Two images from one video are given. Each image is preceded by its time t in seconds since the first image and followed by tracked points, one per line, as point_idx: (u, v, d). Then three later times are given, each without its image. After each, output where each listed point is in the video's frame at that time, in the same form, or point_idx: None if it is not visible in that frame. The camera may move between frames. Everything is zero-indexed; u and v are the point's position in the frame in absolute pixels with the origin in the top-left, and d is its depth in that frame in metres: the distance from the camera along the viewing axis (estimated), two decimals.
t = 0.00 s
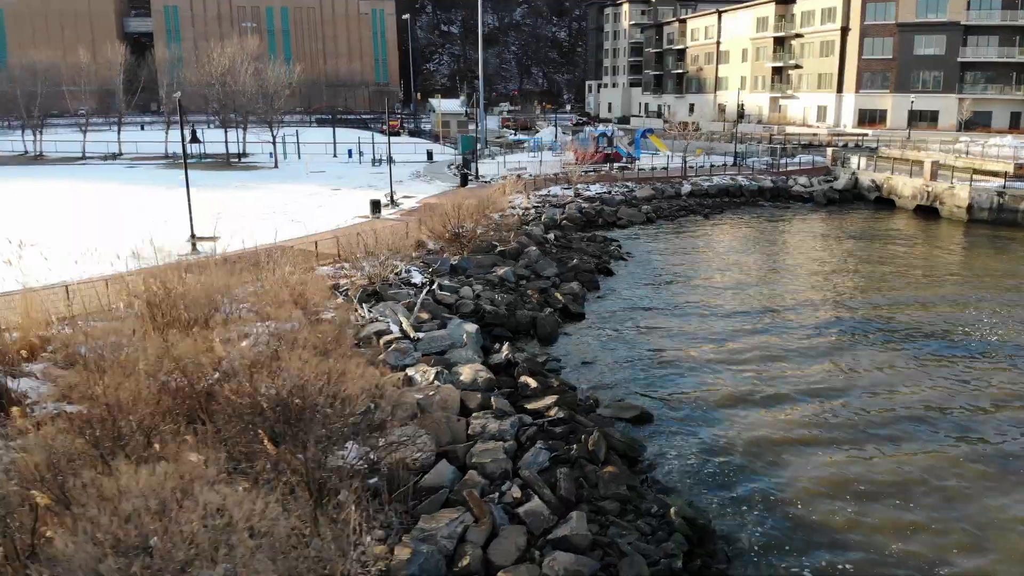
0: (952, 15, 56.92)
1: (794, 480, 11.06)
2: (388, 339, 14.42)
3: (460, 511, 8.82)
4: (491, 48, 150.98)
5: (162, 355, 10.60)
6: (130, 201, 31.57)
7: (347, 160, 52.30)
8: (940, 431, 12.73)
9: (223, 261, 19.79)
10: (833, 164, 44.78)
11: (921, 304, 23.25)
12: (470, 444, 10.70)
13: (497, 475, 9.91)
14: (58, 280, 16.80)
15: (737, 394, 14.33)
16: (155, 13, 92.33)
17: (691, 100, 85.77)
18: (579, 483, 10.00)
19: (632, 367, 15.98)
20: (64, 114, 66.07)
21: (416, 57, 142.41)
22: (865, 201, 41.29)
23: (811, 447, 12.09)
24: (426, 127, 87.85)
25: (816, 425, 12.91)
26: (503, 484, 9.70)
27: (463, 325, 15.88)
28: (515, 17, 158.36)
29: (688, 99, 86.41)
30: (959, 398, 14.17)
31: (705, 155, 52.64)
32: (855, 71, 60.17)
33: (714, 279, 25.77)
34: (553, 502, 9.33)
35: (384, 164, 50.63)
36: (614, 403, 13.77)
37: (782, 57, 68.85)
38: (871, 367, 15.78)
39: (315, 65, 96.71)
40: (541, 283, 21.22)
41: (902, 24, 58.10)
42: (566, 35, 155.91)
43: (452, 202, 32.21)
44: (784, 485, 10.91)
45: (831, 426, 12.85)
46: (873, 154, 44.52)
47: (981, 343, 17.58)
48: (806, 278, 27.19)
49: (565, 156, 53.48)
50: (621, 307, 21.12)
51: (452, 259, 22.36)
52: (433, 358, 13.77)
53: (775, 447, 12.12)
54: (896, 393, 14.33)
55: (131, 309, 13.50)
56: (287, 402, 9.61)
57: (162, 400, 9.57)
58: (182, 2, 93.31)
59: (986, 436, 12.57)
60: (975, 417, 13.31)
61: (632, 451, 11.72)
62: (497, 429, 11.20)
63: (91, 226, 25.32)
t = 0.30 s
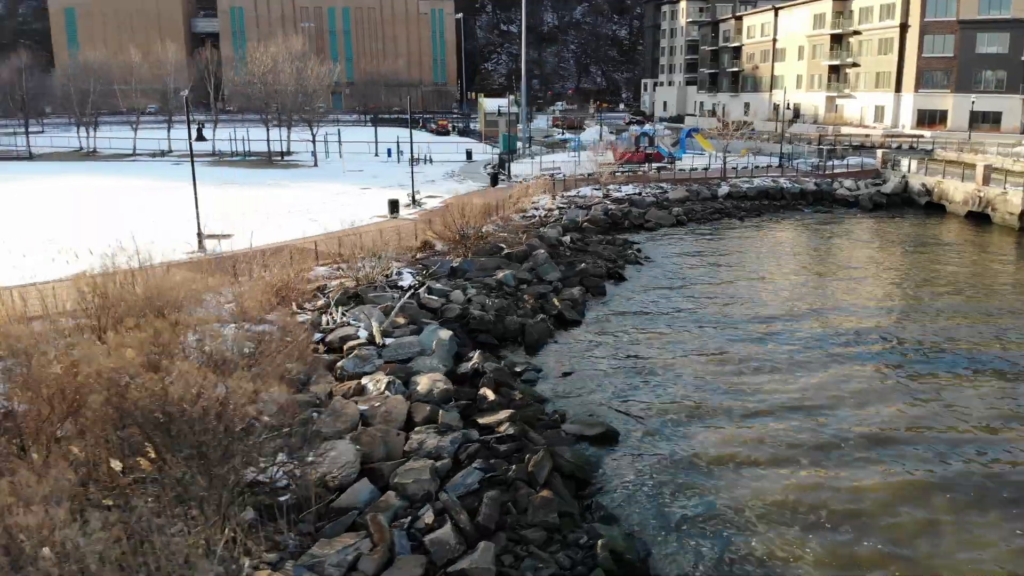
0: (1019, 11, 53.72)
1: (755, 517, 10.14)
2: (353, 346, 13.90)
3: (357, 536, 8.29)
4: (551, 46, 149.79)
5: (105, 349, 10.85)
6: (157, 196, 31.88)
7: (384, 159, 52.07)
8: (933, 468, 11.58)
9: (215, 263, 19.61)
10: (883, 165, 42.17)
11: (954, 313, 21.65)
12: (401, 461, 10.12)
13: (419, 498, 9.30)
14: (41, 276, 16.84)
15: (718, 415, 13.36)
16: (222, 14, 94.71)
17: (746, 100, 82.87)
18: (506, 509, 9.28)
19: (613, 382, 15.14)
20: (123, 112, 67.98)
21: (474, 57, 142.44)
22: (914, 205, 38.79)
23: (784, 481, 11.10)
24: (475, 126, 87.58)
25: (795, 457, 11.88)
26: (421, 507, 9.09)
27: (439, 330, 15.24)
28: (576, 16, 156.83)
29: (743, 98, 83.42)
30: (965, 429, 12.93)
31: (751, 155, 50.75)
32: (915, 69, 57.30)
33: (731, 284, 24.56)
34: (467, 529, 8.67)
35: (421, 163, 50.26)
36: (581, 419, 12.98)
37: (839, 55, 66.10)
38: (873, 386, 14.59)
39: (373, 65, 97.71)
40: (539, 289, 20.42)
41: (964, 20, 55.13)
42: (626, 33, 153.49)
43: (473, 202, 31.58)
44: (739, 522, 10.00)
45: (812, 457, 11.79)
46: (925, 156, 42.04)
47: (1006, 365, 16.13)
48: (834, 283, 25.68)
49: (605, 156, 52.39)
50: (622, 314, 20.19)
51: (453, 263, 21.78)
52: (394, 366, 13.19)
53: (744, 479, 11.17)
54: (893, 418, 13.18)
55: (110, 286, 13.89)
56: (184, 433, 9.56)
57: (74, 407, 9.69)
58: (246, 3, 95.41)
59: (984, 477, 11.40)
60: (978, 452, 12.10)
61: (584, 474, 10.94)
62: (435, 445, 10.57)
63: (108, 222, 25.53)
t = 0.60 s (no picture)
0: None
1: (689, 553, 9.52)
2: (311, 349, 13.60)
3: (239, 554, 8.02)
4: (608, 45, 147.75)
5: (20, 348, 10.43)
6: (182, 192, 32.38)
7: (420, 158, 51.97)
8: (903, 511, 10.70)
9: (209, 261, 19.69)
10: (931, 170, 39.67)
11: (978, 327, 20.27)
12: (319, 474, 9.77)
13: (324, 515, 8.93)
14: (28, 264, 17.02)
15: (684, 437, 12.64)
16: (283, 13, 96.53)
17: (801, 99, 79.39)
18: (413, 529, 8.82)
19: (585, 396, 14.52)
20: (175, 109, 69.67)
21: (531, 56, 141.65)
22: (963, 211, 36.39)
23: (734, 516, 10.38)
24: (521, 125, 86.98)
25: (753, 488, 11.17)
26: (322, 525, 8.73)
27: (407, 334, 14.82)
28: (635, 13, 154.23)
29: (797, 98, 79.96)
30: (948, 467, 11.98)
31: (796, 156, 48.98)
32: (974, 68, 54.55)
33: (744, 291, 23.52)
34: (361, 551, 8.28)
35: (455, 162, 50.02)
36: (536, 432, 12.39)
37: (896, 53, 63.34)
38: (860, 416, 13.66)
39: (426, 64, 98.22)
40: (533, 293, 19.84)
41: None
42: (687, 31, 150.28)
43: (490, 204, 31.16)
44: (665, 558, 9.41)
45: (772, 491, 11.03)
46: (976, 159, 39.70)
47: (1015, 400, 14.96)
48: (857, 290, 24.39)
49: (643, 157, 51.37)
50: (618, 320, 19.47)
51: (450, 265, 21.38)
52: (347, 372, 12.84)
53: (691, 510, 10.47)
54: (872, 453, 12.28)
55: (78, 273, 13.85)
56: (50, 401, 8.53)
57: None
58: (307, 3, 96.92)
59: (951, 519, 10.53)
60: (955, 493, 11.19)
61: (519, 492, 10.38)
62: (359, 458, 10.17)
63: (122, 218, 25.89)
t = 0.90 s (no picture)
0: None
1: None
2: (267, 350, 13.40)
3: (116, 563, 7.85)
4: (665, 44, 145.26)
5: None
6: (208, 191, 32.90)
7: (455, 157, 51.77)
8: (856, 551, 9.87)
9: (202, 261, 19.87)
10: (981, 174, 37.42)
11: (1000, 341, 18.90)
12: (231, 481, 9.54)
13: (221, 525, 8.68)
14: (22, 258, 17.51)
15: (639, 456, 12.01)
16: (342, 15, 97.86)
17: (857, 99, 76.50)
18: (308, 543, 8.49)
19: (549, 407, 13.95)
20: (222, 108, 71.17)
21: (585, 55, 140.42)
22: (1013, 218, 34.01)
23: (666, 547, 9.72)
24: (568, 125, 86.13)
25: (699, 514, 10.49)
26: (214, 536, 8.47)
27: (372, 336, 14.49)
28: (694, 12, 151.34)
29: (853, 98, 77.08)
30: (919, 503, 11.09)
31: (842, 157, 47.03)
32: None
33: (755, 298, 22.51)
34: (243, 565, 7.98)
35: (489, 161, 49.65)
36: (483, 442, 11.91)
37: (954, 52, 60.49)
38: (837, 445, 12.78)
39: (478, 64, 98.17)
40: (524, 296, 19.28)
41: None
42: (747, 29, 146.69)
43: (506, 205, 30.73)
44: None
45: (716, 522, 10.31)
46: None
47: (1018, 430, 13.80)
48: (877, 299, 23.10)
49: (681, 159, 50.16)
50: (609, 327, 18.78)
51: (445, 267, 21.00)
52: (296, 374, 12.59)
53: (622, 537, 9.86)
54: (838, 486, 11.43)
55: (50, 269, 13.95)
56: None
57: None
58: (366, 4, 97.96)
59: (906, 562, 9.71)
60: (918, 533, 10.33)
61: (442, 506, 9.92)
62: (277, 466, 9.87)
63: (140, 216, 26.39)
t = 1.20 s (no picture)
0: None
1: None
2: (223, 350, 13.32)
3: None
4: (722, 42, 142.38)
5: None
6: (235, 187, 33.39)
7: (491, 156, 51.59)
8: None
9: (195, 259, 20.04)
10: None
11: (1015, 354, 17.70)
12: (142, 480, 9.50)
13: (116, 526, 8.63)
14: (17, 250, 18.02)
15: (582, 471, 11.52)
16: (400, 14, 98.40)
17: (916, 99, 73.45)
18: (196, 548, 8.37)
19: (506, 412, 13.58)
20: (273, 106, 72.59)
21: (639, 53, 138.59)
22: None
23: (579, 570, 9.24)
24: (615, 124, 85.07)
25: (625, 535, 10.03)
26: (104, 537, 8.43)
27: (334, 337, 14.24)
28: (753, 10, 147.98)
29: (912, 98, 74.05)
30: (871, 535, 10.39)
31: (887, 159, 45.14)
32: None
33: (759, 303, 21.66)
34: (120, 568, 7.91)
35: (523, 161, 49.34)
36: (424, 448, 11.51)
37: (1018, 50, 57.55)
38: (800, 468, 12.05)
39: (532, 63, 97.69)
40: (511, 298, 18.86)
41: None
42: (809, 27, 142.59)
43: (523, 206, 30.38)
44: None
45: (639, 547, 9.80)
46: None
47: (1008, 456, 12.79)
48: (894, 305, 21.91)
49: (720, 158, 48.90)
50: (596, 332, 18.24)
51: (439, 266, 20.71)
52: (243, 374, 12.45)
53: (535, 556, 9.43)
54: (787, 513, 10.73)
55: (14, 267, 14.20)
56: None
57: None
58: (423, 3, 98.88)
59: None
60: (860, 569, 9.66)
61: (358, 512, 9.56)
62: (191, 466, 9.77)
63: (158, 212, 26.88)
